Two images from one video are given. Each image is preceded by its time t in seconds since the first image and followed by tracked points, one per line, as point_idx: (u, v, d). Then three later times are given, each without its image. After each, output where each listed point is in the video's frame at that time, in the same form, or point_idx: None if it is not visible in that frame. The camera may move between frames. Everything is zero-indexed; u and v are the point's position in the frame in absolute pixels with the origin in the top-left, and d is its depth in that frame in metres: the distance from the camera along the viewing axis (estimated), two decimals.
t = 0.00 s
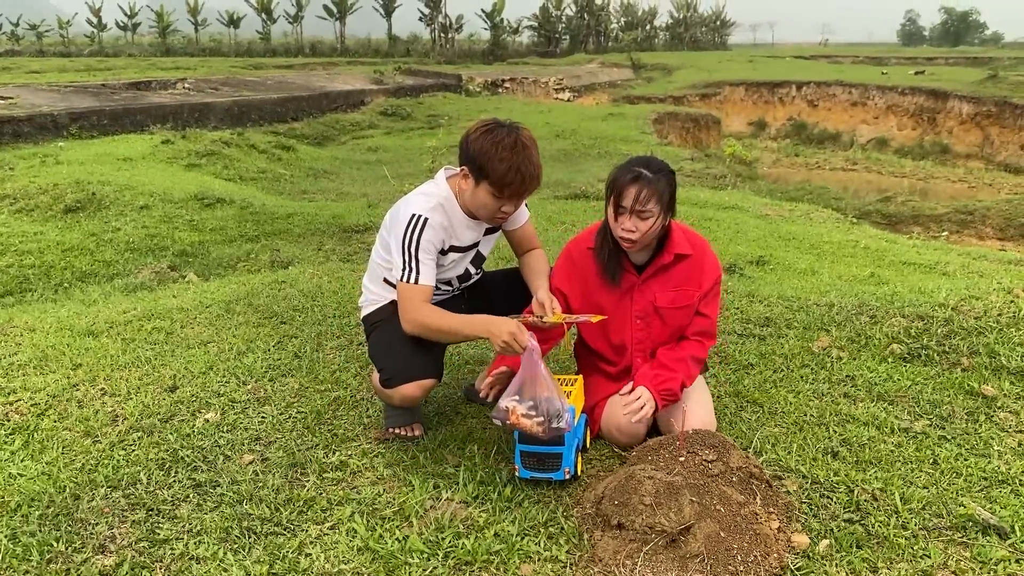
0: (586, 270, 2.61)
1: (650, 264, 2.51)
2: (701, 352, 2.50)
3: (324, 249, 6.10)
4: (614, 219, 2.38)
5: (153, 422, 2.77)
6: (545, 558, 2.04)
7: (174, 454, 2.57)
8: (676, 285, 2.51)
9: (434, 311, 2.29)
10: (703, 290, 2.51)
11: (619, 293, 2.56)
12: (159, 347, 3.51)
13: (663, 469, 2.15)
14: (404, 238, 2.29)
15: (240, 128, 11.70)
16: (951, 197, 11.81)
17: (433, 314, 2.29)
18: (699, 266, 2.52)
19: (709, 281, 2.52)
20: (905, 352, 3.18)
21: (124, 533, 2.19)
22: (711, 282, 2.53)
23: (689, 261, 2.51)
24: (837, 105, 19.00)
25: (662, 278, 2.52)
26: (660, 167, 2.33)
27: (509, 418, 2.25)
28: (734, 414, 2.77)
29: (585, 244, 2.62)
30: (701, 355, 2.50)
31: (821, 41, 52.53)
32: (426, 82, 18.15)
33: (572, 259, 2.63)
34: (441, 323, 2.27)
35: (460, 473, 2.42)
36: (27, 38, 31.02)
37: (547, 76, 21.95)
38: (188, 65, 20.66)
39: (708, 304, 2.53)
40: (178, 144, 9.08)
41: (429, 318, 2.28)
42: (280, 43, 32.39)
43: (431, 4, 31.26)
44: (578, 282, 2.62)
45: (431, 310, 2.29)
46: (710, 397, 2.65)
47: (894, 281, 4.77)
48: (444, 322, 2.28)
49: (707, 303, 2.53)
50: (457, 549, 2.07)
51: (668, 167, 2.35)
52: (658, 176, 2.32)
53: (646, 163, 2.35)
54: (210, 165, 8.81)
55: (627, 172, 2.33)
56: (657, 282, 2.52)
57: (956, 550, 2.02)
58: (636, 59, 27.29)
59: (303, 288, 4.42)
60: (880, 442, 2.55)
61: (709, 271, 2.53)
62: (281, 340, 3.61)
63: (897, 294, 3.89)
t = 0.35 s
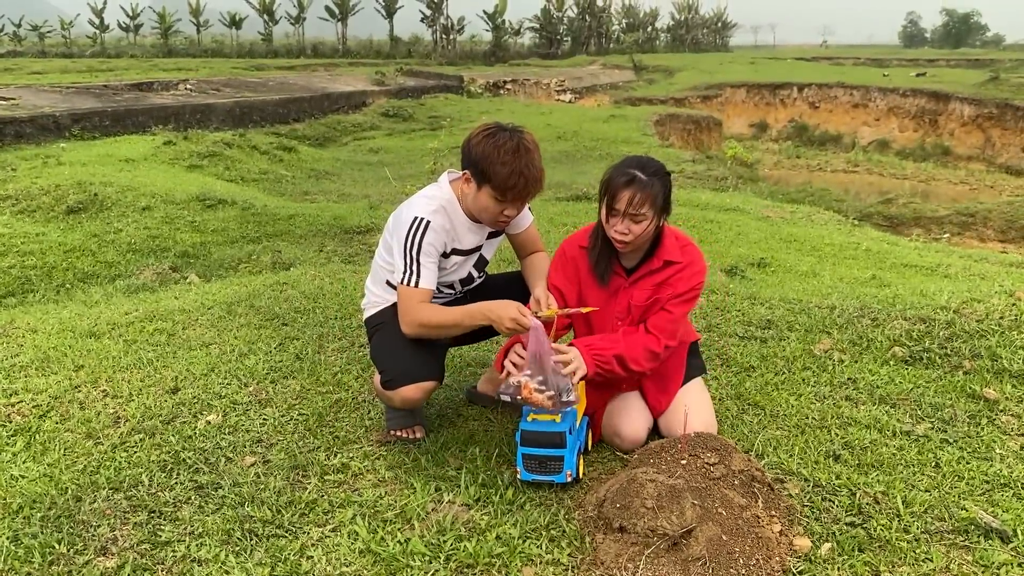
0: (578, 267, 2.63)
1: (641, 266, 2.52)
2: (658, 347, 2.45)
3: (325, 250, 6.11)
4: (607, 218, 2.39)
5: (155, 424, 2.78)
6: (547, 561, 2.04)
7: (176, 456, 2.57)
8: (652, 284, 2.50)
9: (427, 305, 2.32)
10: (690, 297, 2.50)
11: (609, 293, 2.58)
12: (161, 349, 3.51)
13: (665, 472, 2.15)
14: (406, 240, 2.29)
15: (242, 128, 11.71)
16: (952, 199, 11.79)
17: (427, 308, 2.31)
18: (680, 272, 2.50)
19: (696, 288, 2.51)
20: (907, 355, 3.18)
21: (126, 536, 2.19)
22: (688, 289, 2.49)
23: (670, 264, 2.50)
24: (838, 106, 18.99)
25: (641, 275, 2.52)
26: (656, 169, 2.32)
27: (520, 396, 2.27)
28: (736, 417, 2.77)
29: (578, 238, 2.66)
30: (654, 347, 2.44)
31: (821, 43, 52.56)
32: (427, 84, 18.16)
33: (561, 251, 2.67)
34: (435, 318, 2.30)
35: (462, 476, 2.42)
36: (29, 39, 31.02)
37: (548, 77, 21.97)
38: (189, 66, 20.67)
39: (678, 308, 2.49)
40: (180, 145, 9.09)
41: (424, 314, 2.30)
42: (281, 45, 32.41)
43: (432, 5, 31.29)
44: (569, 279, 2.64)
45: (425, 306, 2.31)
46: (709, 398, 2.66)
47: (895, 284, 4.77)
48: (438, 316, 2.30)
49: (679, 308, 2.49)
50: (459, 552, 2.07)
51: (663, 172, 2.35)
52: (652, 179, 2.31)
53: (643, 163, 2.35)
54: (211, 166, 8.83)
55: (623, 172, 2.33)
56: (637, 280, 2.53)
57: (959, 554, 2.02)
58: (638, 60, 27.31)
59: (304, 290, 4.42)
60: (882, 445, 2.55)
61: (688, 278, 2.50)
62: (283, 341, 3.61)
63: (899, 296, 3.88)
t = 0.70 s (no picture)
0: (575, 264, 2.64)
1: (639, 260, 2.54)
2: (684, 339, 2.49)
3: (327, 249, 6.11)
4: (605, 221, 2.39)
5: (158, 422, 2.78)
6: (550, 559, 2.04)
7: (180, 454, 2.57)
8: (661, 279, 2.53)
9: (416, 307, 2.32)
10: (691, 285, 2.52)
11: (610, 288, 2.60)
12: (163, 348, 3.51)
13: (668, 470, 2.15)
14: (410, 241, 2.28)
15: (244, 128, 11.72)
16: (955, 199, 11.76)
17: (414, 311, 2.32)
18: (683, 263, 2.52)
19: (697, 277, 2.53)
20: (910, 354, 3.18)
21: (130, 533, 2.19)
22: (697, 279, 2.53)
23: (675, 257, 2.52)
24: (841, 106, 18.95)
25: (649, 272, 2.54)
26: (650, 170, 2.32)
27: (555, 368, 2.41)
28: (739, 416, 2.77)
29: (574, 240, 2.66)
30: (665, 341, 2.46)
31: (824, 43, 52.52)
32: (429, 83, 18.17)
33: (560, 255, 2.67)
34: (422, 324, 2.31)
35: (465, 474, 2.42)
36: (32, 38, 31.05)
37: (551, 77, 21.96)
38: (192, 65, 20.68)
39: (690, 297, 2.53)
40: (182, 145, 9.11)
41: (412, 317, 2.32)
42: (284, 44, 32.42)
43: (434, 5, 31.29)
44: (568, 277, 2.66)
45: (414, 309, 2.31)
46: (709, 396, 2.65)
47: (898, 284, 4.76)
48: (426, 323, 2.32)
49: (692, 297, 2.54)
50: (462, 550, 2.07)
51: (657, 170, 2.34)
52: (648, 180, 2.31)
53: (635, 164, 2.34)
54: (214, 165, 8.84)
55: (617, 174, 2.32)
56: (642, 277, 2.55)
57: (962, 552, 2.02)
58: (640, 60, 27.28)
59: (307, 289, 4.42)
60: (886, 444, 2.54)
61: (696, 268, 2.53)
62: (285, 340, 3.61)
63: (902, 296, 3.87)
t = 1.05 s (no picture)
0: (585, 269, 2.62)
1: (649, 258, 2.54)
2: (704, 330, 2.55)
3: (327, 245, 6.11)
4: (617, 225, 2.38)
5: (157, 416, 2.78)
6: (548, 551, 2.04)
7: (179, 447, 2.58)
8: (675, 275, 2.56)
9: (410, 308, 2.29)
10: (702, 277, 2.56)
11: (621, 289, 2.60)
12: (163, 343, 3.51)
13: (665, 463, 2.16)
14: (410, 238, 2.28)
15: (244, 124, 11.71)
16: (955, 195, 11.75)
17: (408, 311, 2.29)
18: (693, 257, 2.56)
19: (707, 269, 2.57)
20: (908, 349, 3.19)
21: (129, 526, 2.19)
22: (709, 271, 2.57)
23: (686, 252, 2.55)
24: (841, 102, 18.92)
25: (663, 269, 2.56)
26: (657, 170, 2.33)
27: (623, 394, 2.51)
28: (737, 410, 2.78)
29: (581, 243, 2.62)
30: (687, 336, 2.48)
31: (825, 40, 52.41)
32: (429, 80, 18.14)
33: (570, 260, 2.64)
34: (417, 327, 2.28)
35: (464, 467, 2.42)
36: (32, 35, 30.98)
37: (551, 73, 21.94)
38: (192, 62, 20.66)
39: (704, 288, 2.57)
40: (182, 141, 9.10)
41: (410, 319, 2.29)
42: (284, 41, 32.36)
43: (434, 1, 31.24)
44: (578, 282, 2.62)
45: (407, 311, 2.29)
46: (710, 390, 2.65)
47: (897, 279, 4.76)
48: (417, 330, 2.28)
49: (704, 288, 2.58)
50: (460, 542, 2.08)
51: (662, 170, 2.35)
52: (656, 180, 2.32)
53: (640, 167, 2.34)
54: (214, 161, 8.84)
55: (626, 177, 2.32)
56: (654, 274, 2.56)
57: (959, 545, 2.03)
58: (641, 56, 27.25)
59: (307, 284, 4.42)
60: (884, 438, 2.55)
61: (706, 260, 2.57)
62: (285, 334, 3.61)
63: (901, 291, 3.87)
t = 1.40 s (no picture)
0: (590, 270, 2.61)
1: (655, 263, 2.53)
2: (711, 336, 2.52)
3: (325, 239, 6.10)
4: (623, 239, 2.37)
5: (155, 409, 2.78)
6: (545, 543, 2.05)
7: (177, 440, 2.58)
8: (681, 280, 2.54)
9: (427, 302, 2.28)
10: (708, 284, 2.55)
11: (626, 291, 2.59)
12: (162, 336, 3.51)
13: (662, 455, 2.16)
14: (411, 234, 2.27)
15: (243, 118, 11.69)
16: (954, 190, 11.77)
17: (423, 304, 2.28)
18: (699, 262, 2.54)
19: (712, 275, 2.56)
20: (906, 342, 3.19)
21: (127, 519, 2.19)
22: (715, 276, 2.56)
23: (692, 257, 2.53)
24: (840, 97, 18.89)
25: (668, 275, 2.54)
26: (667, 191, 2.30)
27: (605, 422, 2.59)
28: (734, 403, 2.78)
29: (589, 242, 2.61)
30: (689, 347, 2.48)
31: (825, 34, 52.28)
32: (428, 74, 18.10)
33: (575, 258, 2.63)
34: (433, 321, 2.27)
35: (462, 460, 2.43)
36: (29, 28, 30.85)
37: (550, 67, 21.90)
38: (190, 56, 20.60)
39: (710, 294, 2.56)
40: (180, 135, 9.08)
41: (427, 312, 2.28)
42: (282, 35, 32.26)
43: None
44: (582, 282, 2.62)
45: (423, 303, 2.28)
46: (709, 384, 2.65)
47: (896, 273, 4.75)
48: (432, 325, 2.27)
49: (709, 293, 2.57)
50: (458, 535, 2.08)
51: (673, 188, 2.32)
52: (664, 202, 2.30)
53: (650, 184, 2.31)
54: (212, 155, 8.83)
55: (634, 196, 2.30)
56: (660, 279, 2.55)
57: (954, 537, 2.03)
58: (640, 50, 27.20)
59: (305, 278, 4.42)
60: (881, 431, 2.55)
61: (713, 265, 2.56)
62: (283, 328, 3.61)
63: (899, 285, 3.88)
